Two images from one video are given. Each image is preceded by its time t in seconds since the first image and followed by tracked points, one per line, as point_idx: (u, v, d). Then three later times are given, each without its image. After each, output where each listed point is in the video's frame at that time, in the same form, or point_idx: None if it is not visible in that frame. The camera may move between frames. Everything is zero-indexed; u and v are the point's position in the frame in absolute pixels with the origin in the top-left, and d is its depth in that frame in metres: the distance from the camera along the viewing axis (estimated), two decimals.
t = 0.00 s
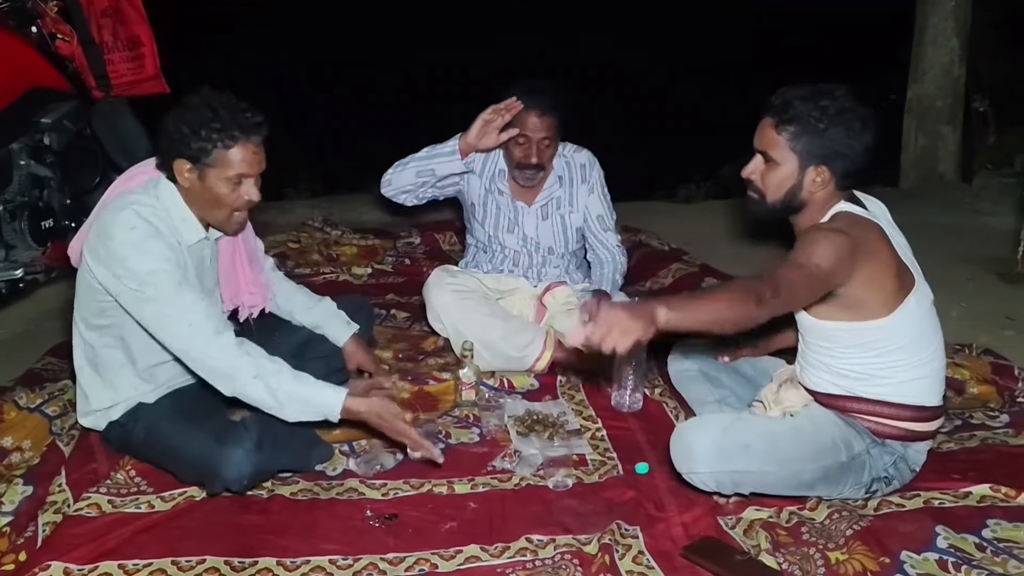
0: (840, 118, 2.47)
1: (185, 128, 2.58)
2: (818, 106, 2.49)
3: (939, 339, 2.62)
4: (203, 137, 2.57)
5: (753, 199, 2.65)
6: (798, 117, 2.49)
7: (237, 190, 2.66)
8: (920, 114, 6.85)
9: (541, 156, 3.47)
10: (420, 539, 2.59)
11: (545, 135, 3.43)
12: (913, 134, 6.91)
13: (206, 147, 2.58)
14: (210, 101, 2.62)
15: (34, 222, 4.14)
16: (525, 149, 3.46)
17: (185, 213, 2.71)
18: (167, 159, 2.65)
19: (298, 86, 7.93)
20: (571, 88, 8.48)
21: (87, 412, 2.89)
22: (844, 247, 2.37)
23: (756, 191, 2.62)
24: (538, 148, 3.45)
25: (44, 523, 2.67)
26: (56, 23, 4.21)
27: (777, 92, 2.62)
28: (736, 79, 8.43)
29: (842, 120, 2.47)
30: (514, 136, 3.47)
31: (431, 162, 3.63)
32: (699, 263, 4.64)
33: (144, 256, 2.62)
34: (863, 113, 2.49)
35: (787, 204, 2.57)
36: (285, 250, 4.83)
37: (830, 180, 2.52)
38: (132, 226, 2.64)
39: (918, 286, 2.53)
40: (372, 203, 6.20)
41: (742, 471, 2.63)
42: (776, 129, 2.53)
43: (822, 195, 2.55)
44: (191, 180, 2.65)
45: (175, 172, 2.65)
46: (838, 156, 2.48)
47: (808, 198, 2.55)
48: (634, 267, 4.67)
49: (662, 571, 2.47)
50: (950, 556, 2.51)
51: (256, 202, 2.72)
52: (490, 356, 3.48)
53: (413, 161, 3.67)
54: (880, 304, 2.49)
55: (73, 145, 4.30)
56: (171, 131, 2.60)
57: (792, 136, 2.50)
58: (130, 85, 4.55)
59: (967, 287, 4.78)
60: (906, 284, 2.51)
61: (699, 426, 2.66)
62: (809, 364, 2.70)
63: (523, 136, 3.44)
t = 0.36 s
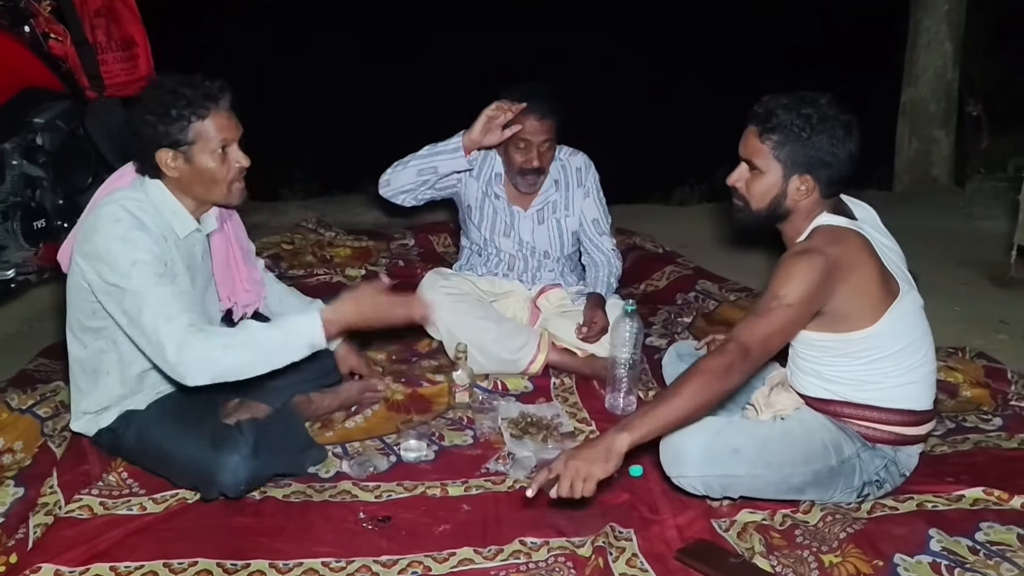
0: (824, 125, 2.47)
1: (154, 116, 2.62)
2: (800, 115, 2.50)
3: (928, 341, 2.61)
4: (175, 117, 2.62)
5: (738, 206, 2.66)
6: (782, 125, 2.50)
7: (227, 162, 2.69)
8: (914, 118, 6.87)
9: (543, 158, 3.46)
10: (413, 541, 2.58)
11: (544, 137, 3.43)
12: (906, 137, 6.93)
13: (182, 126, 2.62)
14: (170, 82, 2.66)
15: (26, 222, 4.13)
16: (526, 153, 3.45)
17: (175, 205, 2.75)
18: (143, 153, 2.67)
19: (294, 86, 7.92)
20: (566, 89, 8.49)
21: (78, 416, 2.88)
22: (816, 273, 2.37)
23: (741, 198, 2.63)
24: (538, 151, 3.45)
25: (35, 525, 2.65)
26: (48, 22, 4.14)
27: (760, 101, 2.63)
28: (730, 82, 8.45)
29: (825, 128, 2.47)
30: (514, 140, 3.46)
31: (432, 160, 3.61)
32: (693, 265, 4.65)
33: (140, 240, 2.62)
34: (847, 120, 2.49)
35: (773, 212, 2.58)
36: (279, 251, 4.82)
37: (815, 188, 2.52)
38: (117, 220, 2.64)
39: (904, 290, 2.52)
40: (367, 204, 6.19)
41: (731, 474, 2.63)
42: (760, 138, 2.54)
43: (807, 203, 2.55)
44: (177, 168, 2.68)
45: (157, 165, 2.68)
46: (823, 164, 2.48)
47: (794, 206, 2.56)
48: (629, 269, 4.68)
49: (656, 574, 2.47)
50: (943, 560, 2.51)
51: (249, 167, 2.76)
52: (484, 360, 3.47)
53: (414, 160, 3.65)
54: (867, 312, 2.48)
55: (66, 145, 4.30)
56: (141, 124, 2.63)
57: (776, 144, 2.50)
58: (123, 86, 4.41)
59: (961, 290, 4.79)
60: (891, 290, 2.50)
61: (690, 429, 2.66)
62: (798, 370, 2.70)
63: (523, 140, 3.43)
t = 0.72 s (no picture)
0: (816, 130, 2.47)
1: (142, 119, 2.62)
2: (793, 119, 2.50)
3: (923, 343, 2.60)
4: (162, 119, 2.62)
5: (733, 211, 2.66)
6: (774, 131, 2.50)
7: (216, 165, 2.70)
8: (911, 122, 6.88)
9: (544, 162, 3.46)
10: (408, 544, 2.58)
11: (545, 139, 3.44)
12: (903, 141, 6.94)
13: (170, 129, 2.62)
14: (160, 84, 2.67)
15: (22, 223, 4.15)
16: (526, 157, 3.45)
17: (164, 208, 2.75)
18: (133, 160, 2.66)
19: (291, 87, 7.92)
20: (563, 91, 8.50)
21: (73, 417, 2.87)
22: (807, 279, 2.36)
23: (734, 203, 2.63)
24: (539, 155, 3.45)
25: (30, 527, 2.64)
26: (45, 23, 4.14)
27: (754, 105, 2.64)
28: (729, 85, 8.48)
29: (818, 134, 2.47)
30: (511, 143, 3.46)
31: (429, 169, 3.56)
32: (690, 268, 4.65)
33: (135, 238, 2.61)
34: (839, 125, 2.50)
35: (766, 217, 2.59)
36: (276, 253, 4.82)
37: (808, 193, 2.53)
38: (110, 221, 2.64)
39: (897, 293, 2.52)
40: (365, 207, 6.19)
41: (726, 476, 2.63)
42: (753, 143, 2.54)
43: (800, 208, 2.56)
44: (166, 172, 2.68)
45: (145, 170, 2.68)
46: (815, 170, 2.48)
47: (787, 211, 2.56)
48: (625, 271, 4.68)
49: None
50: (938, 563, 2.52)
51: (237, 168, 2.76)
52: (480, 361, 3.48)
53: (411, 169, 3.59)
54: (860, 317, 2.48)
55: (61, 146, 4.30)
56: (131, 131, 2.62)
57: (768, 150, 2.51)
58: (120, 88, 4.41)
59: (956, 294, 4.80)
60: (885, 292, 2.50)
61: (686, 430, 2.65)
62: (794, 375, 2.71)
63: (523, 143, 3.43)
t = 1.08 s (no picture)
0: (822, 128, 2.46)
1: (184, 125, 2.53)
2: (798, 117, 2.49)
3: (924, 346, 2.60)
4: (206, 132, 2.52)
5: (737, 208, 2.66)
6: (780, 128, 2.49)
7: (246, 184, 2.60)
8: (910, 123, 6.88)
9: (533, 161, 3.45)
10: (406, 544, 2.57)
11: (538, 139, 3.42)
12: (902, 142, 6.94)
13: (211, 143, 2.53)
14: (199, 93, 2.58)
15: (19, 224, 4.00)
16: (517, 154, 3.45)
17: (186, 212, 2.65)
18: (166, 160, 2.59)
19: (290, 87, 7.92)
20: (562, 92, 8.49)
21: (83, 421, 2.80)
22: (810, 283, 2.34)
23: (739, 200, 2.63)
24: (529, 153, 3.44)
25: (26, 528, 2.64)
26: (43, 23, 4.25)
27: (759, 103, 2.63)
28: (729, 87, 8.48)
29: (824, 132, 2.46)
30: (506, 142, 3.45)
31: (426, 176, 3.56)
32: (689, 269, 4.65)
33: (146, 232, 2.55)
34: (845, 124, 2.49)
35: (770, 215, 2.58)
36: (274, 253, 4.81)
37: (813, 191, 2.52)
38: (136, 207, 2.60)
39: (900, 295, 2.51)
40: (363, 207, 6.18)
41: (726, 477, 2.62)
42: (758, 141, 2.53)
43: (806, 207, 2.55)
44: (197, 179, 2.59)
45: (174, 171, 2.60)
46: (821, 168, 2.47)
47: (792, 208, 2.56)
48: (624, 272, 4.68)
49: None
50: (937, 564, 2.51)
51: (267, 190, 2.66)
52: (478, 362, 3.47)
53: (405, 179, 3.58)
54: (862, 318, 2.47)
55: (59, 146, 4.21)
56: (170, 131, 2.55)
57: (774, 147, 2.50)
58: (119, 86, 4.64)
59: (956, 295, 4.80)
60: (889, 294, 2.48)
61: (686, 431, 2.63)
62: (795, 375, 2.70)
63: (516, 141, 3.43)
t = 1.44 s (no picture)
0: (834, 124, 2.46)
1: (194, 129, 2.49)
2: (810, 113, 2.49)
3: (930, 348, 2.59)
4: (213, 143, 2.49)
5: (751, 205, 2.66)
6: (791, 125, 2.49)
7: (235, 197, 2.60)
8: (910, 123, 6.89)
9: (523, 156, 3.44)
10: (406, 543, 2.57)
11: (529, 134, 3.41)
12: (902, 141, 6.95)
13: (215, 154, 2.50)
14: (219, 102, 2.54)
15: (19, 222, 4.10)
16: (509, 147, 3.45)
17: (173, 210, 2.66)
18: (165, 155, 2.54)
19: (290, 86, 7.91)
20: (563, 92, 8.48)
21: (77, 419, 2.82)
22: (824, 286, 2.35)
23: (753, 197, 2.63)
24: (519, 147, 3.43)
25: (26, 526, 2.63)
26: (43, 22, 4.11)
27: (772, 99, 2.62)
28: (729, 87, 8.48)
29: (836, 128, 2.46)
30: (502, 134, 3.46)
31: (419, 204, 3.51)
32: (689, 268, 4.65)
33: (113, 240, 2.52)
34: (858, 119, 2.49)
35: (782, 211, 2.57)
36: (274, 253, 4.80)
37: (826, 187, 2.51)
38: (117, 209, 2.59)
39: (909, 298, 2.50)
40: (363, 206, 6.17)
41: (727, 477, 2.62)
42: (770, 137, 2.53)
43: (818, 203, 2.54)
44: (190, 181, 2.57)
45: (172, 171, 2.57)
46: (833, 163, 2.47)
47: (804, 205, 2.55)
48: (624, 271, 4.68)
49: None
50: (938, 563, 2.51)
51: (250, 206, 2.67)
52: (478, 361, 3.47)
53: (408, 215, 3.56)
54: (868, 321, 2.47)
55: (59, 145, 4.29)
56: (177, 132, 2.50)
57: (786, 143, 2.49)
58: (119, 84, 4.52)
59: (956, 295, 4.79)
60: (897, 297, 2.48)
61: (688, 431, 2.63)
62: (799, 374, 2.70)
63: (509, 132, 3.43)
